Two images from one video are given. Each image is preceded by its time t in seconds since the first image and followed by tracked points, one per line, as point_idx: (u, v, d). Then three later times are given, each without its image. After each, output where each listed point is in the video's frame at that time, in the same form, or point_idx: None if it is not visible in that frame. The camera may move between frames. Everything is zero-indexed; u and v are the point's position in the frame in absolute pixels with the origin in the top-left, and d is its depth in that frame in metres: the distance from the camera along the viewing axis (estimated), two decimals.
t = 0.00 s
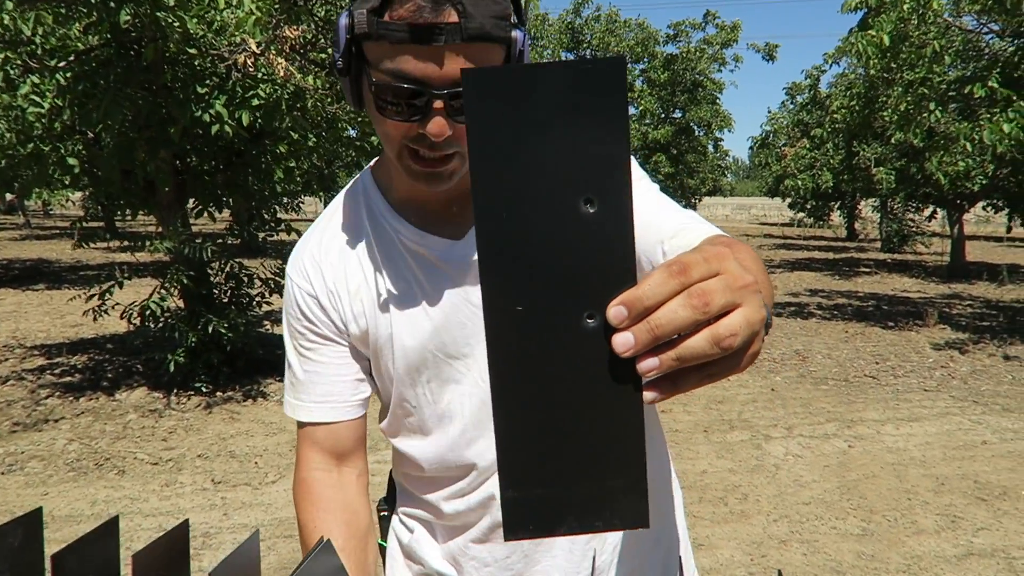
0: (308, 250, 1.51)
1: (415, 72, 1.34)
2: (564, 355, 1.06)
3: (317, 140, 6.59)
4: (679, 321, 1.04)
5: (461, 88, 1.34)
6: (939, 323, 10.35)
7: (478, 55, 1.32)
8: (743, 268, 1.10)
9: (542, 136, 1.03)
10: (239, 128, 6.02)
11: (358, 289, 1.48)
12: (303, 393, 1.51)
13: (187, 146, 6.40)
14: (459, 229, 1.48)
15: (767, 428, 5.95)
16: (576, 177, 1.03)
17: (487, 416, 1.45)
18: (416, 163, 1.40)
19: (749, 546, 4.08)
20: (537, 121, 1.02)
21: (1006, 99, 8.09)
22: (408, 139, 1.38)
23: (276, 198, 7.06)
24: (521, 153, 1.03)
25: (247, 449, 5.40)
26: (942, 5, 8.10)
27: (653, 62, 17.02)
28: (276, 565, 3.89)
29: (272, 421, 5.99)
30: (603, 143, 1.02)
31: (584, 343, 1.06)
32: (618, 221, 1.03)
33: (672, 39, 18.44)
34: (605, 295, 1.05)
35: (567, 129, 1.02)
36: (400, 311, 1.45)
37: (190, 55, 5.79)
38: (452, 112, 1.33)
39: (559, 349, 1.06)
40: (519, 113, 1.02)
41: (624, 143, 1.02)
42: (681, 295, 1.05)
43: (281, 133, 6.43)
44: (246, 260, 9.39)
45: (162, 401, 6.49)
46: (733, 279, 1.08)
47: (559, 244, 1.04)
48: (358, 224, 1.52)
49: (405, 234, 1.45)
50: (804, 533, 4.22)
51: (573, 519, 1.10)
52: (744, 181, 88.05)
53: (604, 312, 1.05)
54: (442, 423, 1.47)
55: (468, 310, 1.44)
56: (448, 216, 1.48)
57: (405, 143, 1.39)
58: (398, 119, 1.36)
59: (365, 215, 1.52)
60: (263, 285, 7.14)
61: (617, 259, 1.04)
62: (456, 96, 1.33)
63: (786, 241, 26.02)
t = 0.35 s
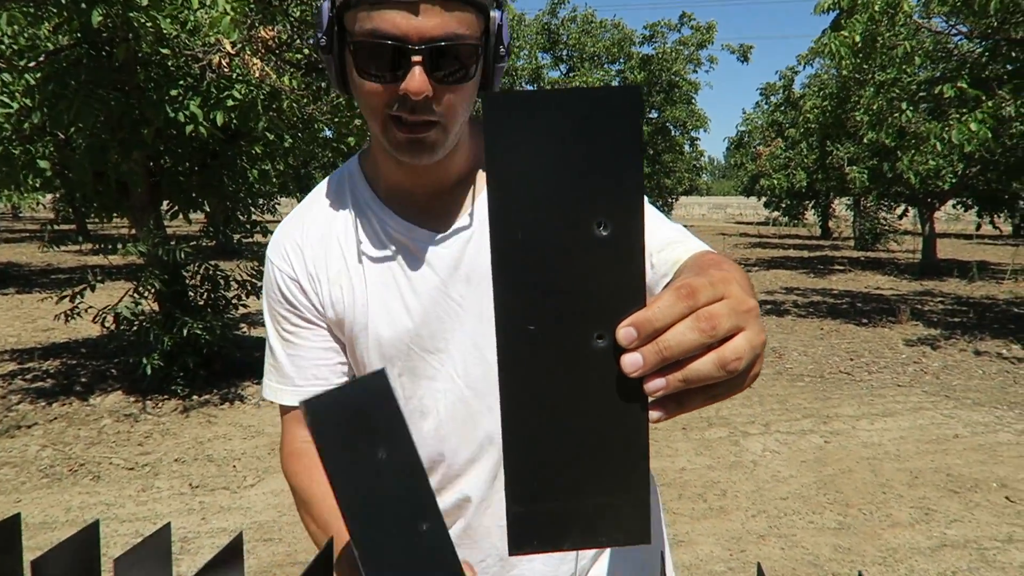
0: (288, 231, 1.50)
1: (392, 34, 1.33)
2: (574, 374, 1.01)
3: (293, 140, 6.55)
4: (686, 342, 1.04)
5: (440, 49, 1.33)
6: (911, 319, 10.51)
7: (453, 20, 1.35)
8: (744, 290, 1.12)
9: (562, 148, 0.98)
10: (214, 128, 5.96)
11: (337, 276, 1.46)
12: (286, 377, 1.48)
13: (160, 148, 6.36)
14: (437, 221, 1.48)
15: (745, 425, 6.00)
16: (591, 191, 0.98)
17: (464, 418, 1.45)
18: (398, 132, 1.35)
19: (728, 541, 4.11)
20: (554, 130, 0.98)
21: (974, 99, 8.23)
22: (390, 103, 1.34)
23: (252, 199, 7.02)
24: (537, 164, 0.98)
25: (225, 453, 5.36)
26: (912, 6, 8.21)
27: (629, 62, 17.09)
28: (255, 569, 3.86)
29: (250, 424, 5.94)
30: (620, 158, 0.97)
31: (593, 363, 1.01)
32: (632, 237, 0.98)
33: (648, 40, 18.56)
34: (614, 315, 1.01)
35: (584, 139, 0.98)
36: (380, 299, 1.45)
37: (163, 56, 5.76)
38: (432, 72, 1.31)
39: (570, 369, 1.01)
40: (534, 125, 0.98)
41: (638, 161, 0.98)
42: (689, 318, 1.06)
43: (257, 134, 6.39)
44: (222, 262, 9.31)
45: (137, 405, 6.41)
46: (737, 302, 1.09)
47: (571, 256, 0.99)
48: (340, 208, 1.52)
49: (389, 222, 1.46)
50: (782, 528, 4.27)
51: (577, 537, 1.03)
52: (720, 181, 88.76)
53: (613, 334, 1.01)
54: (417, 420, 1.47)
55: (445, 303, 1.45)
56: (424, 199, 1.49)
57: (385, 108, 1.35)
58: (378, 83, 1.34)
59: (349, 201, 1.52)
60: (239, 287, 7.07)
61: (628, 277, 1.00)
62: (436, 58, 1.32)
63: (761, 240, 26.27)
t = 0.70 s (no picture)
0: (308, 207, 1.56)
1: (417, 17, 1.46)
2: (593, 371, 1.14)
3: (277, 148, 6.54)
4: (710, 350, 1.11)
5: (461, 27, 1.44)
6: (895, 324, 10.58)
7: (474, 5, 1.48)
8: (773, 304, 1.19)
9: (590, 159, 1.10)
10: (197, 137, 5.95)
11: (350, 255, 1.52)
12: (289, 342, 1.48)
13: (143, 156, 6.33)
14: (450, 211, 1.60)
15: (731, 431, 6.03)
16: (619, 201, 1.11)
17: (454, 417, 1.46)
18: (420, 108, 1.43)
19: (714, 549, 4.12)
20: (585, 137, 1.09)
21: (953, 107, 8.33)
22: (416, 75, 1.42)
23: (235, 207, 7.00)
24: (567, 169, 1.10)
25: (209, 464, 5.32)
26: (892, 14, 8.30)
27: (613, 70, 17.19)
28: None
29: (235, 434, 5.91)
30: (649, 171, 1.09)
31: (614, 360, 1.14)
32: (654, 247, 1.11)
33: (631, 47, 18.64)
34: (636, 316, 1.13)
35: (614, 155, 1.10)
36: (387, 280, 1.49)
37: (146, 63, 5.68)
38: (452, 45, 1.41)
39: (590, 365, 1.14)
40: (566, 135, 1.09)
41: (670, 166, 1.09)
42: (715, 325, 1.13)
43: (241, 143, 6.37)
44: (206, 271, 9.26)
45: (120, 416, 6.35)
46: (763, 313, 1.16)
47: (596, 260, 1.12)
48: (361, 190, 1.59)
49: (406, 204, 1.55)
50: (768, 534, 4.28)
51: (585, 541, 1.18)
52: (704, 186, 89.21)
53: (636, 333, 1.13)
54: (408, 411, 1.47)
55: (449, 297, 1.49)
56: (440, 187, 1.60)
57: (411, 81, 1.43)
58: (406, 57, 1.44)
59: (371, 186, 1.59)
60: (223, 296, 7.04)
61: (652, 281, 1.12)
62: (457, 35, 1.43)
63: (745, 246, 26.40)
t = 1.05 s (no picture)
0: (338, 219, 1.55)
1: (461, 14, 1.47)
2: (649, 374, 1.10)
3: (282, 160, 6.56)
4: (779, 358, 1.11)
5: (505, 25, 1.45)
6: (899, 338, 10.55)
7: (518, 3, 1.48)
8: (844, 316, 1.19)
9: (659, 149, 1.06)
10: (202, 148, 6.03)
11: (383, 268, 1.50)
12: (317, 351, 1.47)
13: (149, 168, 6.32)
14: (492, 217, 1.58)
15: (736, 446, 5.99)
16: (686, 195, 1.06)
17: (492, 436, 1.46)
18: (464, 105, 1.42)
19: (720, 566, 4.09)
20: (651, 131, 1.05)
21: (957, 121, 8.34)
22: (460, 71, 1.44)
23: (239, 218, 7.04)
24: (629, 165, 1.06)
25: (212, 476, 5.29)
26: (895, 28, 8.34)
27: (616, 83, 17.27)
28: None
29: (237, 446, 5.88)
30: (721, 167, 1.05)
31: (674, 367, 1.10)
32: (722, 245, 1.07)
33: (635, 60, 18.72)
34: (698, 322, 1.09)
35: (679, 147, 1.05)
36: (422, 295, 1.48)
37: (153, 75, 5.68)
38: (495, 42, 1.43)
39: (648, 369, 1.10)
40: (637, 124, 1.05)
41: (740, 161, 1.05)
42: (785, 332, 1.13)
43: (246, 154, 6.39)
44: (210, 282, 9.26)
45: (122, 427, 6.33)
46: (835, 323, 1.16)
47: (660, 258, 1.08)
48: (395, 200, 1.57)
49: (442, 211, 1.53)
50: (774, 551, 4.25)
51: (635, 562, 1.13)
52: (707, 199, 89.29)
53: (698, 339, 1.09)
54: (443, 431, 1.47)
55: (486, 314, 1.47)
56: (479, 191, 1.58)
57: (455, 78, 1.45)
58: (453, 55, 1.45)
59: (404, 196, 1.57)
60: (227, 307, 7.04)
61: (717, 284, 1.08)
62: (502, 33, 1.44)
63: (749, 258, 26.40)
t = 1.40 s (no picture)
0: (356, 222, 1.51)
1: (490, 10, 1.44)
2: (679, 402, 1.06)
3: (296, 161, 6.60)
4: (818, 389, 1.06)
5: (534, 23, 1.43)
6: (914, 343, 10.46)
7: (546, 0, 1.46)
8: (887, 347, 1.15)
9: (695, 168, 1.02)
10: (216, 148, 6.09)
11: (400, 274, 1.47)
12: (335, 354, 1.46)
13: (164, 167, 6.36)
14: (518, 223, 1.55)
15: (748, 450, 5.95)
16: (721, 216, 1.02)
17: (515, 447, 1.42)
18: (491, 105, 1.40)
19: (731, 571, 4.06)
20: (685, 149, 1.02)
21: (974, 125, 8.26)
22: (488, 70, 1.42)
23: (253, 217, 7.09)
24: (662, 185, 1.03)
25: (223, 475, 5.31)
26: (913, 31, 8.29)
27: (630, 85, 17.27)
28: None
29: (249, 445, 5.90)
30: (759, 188, 1.01)
31: (705, 396, 1.05)
32: (757, 272, 1.03)
33: (649, 63, 18.70)
34: (731, 350, 1.05)
35: (714, 165, 1.02)
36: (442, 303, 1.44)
37: (168, 75, 5.71)
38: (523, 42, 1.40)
39: (678, 397, 1.06)
40: (672, 141, 1.01)
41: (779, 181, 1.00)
42: (826, 361, 1.08)
43: (259, 154, 6.42)
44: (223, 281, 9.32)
45: (135, 425, 6.37)
46: (876, 353, 1.11)
47: (694, 280, 1.04)
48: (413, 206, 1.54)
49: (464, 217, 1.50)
50: (786, 556, 4.21)
51: None
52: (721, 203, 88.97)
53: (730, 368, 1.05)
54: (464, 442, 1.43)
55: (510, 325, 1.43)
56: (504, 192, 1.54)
57: (482, 78, 1.43)
58: (480, 55, 1.43)
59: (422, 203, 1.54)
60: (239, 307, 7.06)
61: (753, 312, 1.04)
62: (531, 31, 1.43)
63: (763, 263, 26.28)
